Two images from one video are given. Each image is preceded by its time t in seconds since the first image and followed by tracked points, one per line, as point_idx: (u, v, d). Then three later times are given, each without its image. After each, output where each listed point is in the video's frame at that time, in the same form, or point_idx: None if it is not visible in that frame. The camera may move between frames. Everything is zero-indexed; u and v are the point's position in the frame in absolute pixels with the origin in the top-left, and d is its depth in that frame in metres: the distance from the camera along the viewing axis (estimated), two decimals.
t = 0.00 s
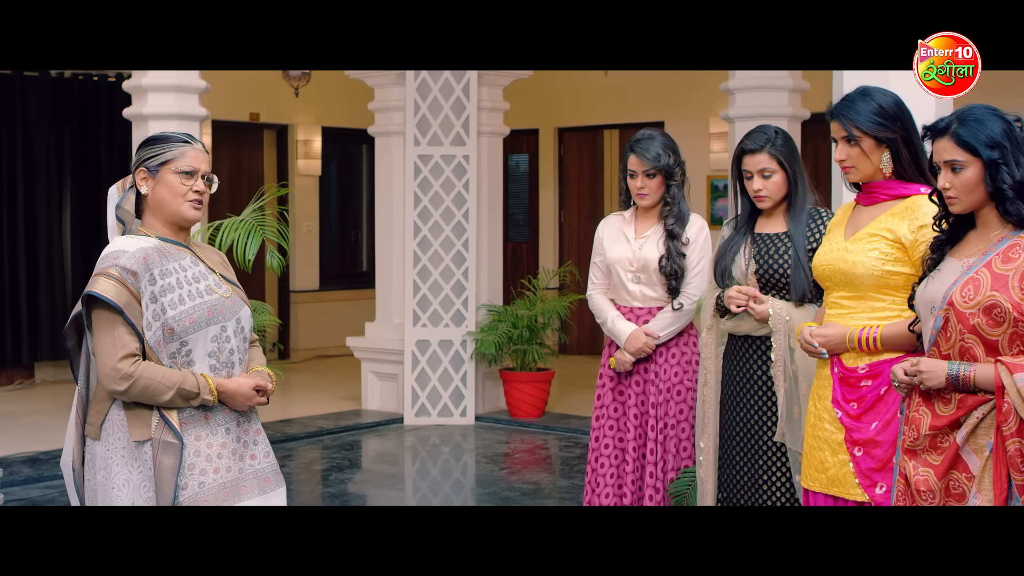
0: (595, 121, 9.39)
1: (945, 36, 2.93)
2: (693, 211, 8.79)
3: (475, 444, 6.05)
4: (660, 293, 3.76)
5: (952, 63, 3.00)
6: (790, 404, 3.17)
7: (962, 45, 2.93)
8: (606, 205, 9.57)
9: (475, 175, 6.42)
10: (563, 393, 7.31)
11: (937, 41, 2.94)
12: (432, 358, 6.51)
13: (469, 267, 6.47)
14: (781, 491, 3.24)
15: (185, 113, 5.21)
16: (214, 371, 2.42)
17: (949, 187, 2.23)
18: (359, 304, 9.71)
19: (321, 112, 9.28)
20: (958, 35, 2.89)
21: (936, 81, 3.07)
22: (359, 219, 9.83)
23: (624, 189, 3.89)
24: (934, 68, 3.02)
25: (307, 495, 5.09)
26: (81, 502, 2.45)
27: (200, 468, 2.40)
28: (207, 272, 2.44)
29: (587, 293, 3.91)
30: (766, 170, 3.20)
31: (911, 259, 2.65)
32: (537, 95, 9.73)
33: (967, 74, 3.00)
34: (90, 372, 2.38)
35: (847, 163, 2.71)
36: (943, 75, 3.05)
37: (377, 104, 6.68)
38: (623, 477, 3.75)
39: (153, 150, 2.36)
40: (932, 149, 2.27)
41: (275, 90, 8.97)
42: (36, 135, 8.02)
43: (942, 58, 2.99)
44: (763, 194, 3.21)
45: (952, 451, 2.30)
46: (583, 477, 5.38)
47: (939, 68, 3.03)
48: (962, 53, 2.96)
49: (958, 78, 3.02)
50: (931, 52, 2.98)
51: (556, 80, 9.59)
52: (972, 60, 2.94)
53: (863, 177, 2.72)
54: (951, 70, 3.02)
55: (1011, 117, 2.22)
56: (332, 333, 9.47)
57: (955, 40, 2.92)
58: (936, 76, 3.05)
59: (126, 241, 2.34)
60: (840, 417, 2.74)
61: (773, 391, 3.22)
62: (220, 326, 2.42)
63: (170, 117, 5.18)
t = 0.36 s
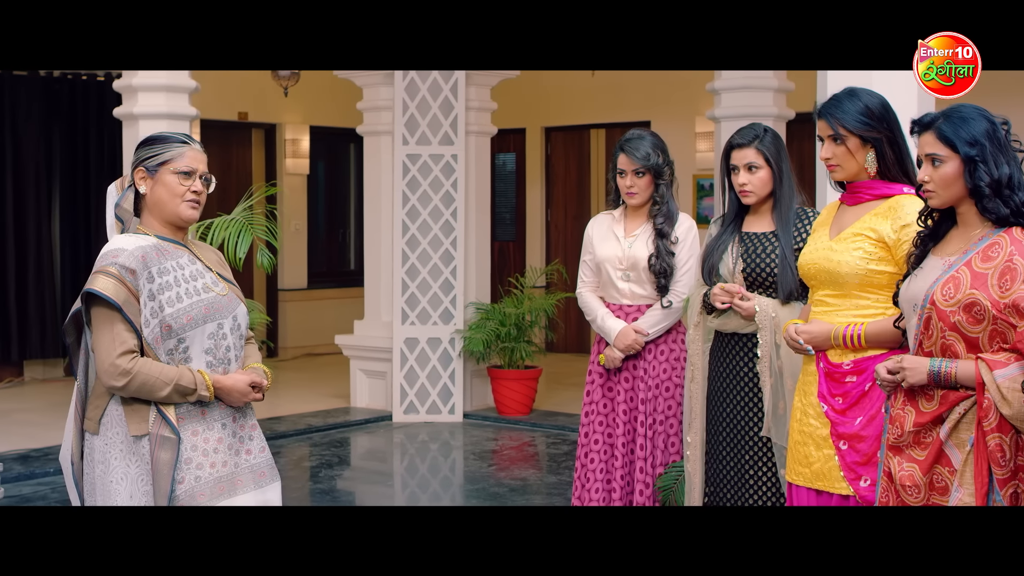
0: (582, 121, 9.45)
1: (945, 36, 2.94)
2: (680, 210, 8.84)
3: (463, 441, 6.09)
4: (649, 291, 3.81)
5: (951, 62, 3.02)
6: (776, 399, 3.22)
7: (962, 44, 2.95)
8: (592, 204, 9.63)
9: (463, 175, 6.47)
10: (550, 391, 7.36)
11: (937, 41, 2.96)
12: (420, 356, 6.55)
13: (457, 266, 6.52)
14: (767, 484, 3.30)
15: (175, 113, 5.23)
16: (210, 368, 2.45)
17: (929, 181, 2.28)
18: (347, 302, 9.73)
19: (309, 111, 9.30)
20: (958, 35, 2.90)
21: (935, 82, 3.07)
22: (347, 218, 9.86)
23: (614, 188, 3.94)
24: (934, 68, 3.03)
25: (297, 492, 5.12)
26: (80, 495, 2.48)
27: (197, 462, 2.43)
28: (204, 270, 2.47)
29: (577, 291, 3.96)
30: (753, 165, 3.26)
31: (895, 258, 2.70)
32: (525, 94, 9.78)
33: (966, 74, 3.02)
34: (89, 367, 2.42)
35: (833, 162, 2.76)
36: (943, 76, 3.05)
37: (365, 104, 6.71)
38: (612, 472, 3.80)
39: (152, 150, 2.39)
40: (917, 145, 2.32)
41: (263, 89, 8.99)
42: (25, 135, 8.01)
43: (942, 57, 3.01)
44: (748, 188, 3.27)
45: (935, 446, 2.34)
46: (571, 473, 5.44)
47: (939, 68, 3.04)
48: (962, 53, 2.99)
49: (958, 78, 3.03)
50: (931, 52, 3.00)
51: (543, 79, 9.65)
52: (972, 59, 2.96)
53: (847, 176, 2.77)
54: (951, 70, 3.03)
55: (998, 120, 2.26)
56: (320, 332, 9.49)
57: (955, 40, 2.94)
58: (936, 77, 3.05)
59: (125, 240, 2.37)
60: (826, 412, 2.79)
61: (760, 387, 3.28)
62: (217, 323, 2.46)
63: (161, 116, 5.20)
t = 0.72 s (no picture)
0: (570, 121, 9.51)
1: (945, 35, 2.90)
2: (668, 210, 8.91)
3: (454, 439, 6.14)
4: (638, 290, 3.86)
5: (952, 62, 2.95)
6: (762, 396, 3.28)
7: (963, 44, 2.91)
8: (581, 204, 9.68)
9: (453, 175, 6.51)
10: (540, 390, 7.41)
11: (937, 42, 2.92)
12: (411, 355, 6.60)
13: (447, 265, 6.57)
14: (753, 480, 3.35)
15: (168, 113, 5.26)
16: (209, 365, 2.49)
17: (913, 179, 2.35)
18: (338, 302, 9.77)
19: (300, 111, 9.33)
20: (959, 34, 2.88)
21: (935, 82, 2.97)
22: (337, 218, 9.90)
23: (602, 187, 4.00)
24: (935, 68, 2.95)
25: (289, 489, 5.17)
26: (80, 489, 2.52)
27: (196, 458, 2.48)
28: (203, 270, 2.51)
29: (566, 290, 4.01)
30: (744, 162, 3.32)
31: (880, 256, 2.77)
32: (514, 95, 9.84)
33: (966, 74, 2.95)
34: (90, 364, 2.46)
35: (819, 161, 2.82)
36: (943, 76, 2.97)
37: (356, 104, 6.75)
38: (601, 469, 3.85)
39: (152, 151, 2.43)
40: (903, 143, 2.38)
41: (253, 89, 9.02)
42: (16, 135, 8.01)
43: (942, 57, 2.94)
44: (738, 185, 3.32)
45: (918, 441, 2.40)
46: (560, 470, 5.49)
47: (938, 68, 2.96)
48: (962, 53, 2.94)
49: (958, 78, 2.96)
50: (930, 52, 2.94)
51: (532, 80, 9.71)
52: (973, 60, 2.92)
53: (833, 175, 2.83)
54: (951, 70, 2.96)
55: (983, 122, 2.32)
56: (311, 331, 9.52)
57: (955, 40, 2.92)
58: (935, 77, 2.97)
59: (126, 239, 2.41)
60: (815, 408, 2.85)
61: (747, 383, 3.34)
62: (216, 321, 2.50)
63: (153, 116, 5.24)
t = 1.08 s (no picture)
0: (558, 123, 9.57)
1: (945, 36, 2.91)
2: (655, 212, 8.97)
3: (442, 439, 6.18)
4: (624, 291, 3.92)
5: (951, 62, 2.99)
6: (747, 394, 3.34)
7: (962, 44, 2.94)
8: (568, 205, 9.74)
9: (442, 177, 6.56)
10: (529, 390, 7.46)
11: (937, 42, 2.92)
12: (400, 356, 6.64)
13: (436, 266, 6.62)
14: (738, 478, 3.42)
15: (159, 115, 5.30)
16: (207, 364, 2.54)
17: (896, 181, 2.41)
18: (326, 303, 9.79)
19: (289, 113, 9.37)
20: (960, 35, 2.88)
21: (935, 82, 3.00)
22: (326, 220, 9.93)
23: (588, 189, 4.05)
24: (935, 68, 2.98)
25: (279, 489, 5.21)
26: (79, 486, 2.56)
27: (194, 455, 2.53)
28: (201, 271, 2.56)
29: (553, 291, 4.07)
30: (732, 165, 3.38)
31: (862, 256, 2.83)
32: (502, 97, 9.90)
33: (966, 73, 2.99)
34: (90, 363, 2.50)
35: (804, 162, 2.89)
36: (942, 76, 3.00)
37: (346, 106, 6.79)
38: (588, 466, 3.91)
39: (151, 154, 2.47)
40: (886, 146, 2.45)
41: (243, 91, 9.05)
42: (6, 136, 8.02)
43: (943, 57, 2.97)
44: (727, 187, 3.39)
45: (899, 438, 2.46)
46: (548, 470, 5.54)
47: (938, 68, 2.99)
48: (962, 53, 2.97)
49: (958, 78, 3.00)
50: (931, 52, 2.95)
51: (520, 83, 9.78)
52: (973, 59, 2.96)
53: (817, 177, 2.90)
54: (950, 70, 3.00)
55: (965, 126, 2.39)
56: (300, 332, 9.55)
57: (955, 40, 2.92)
58: (935, 77, 3.00)
59: (126, 240, 2.45)
60: (800, 405, 2.92)
61: (732, 381, 3.40)
62: (213, 321, 2.55)
63: (145, 118, 5.27)
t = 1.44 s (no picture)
0: (543, 126, 9.64)
1: (945, 36, 2.90)
2: (640, 214, 9.06)
3: (429, 439, 6.24)
4: (608, 292, 3.98)
5: (951, 62, 2.99)
6: (732, 392, 3.39)
7: (963, 43, 2.94)
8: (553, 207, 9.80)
9: (429, 179, 6.62)
10: (515, 391, 7.52)
11: (937, 41, 2.91)
12: (387, 357, 6.69)
13: (423, 268, 6.67)
14: (722, 474, 3.48)
15: (148, 118, 5.33)
16: (202, 363, 2.58)
17: (874, 184, 2.48)
18: (312, 305, 9.81)
19: (275, 115, 9.40)
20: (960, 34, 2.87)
21: (935, 82, 3.00)
22: (312, 222, 9.97)
23: (572, 192, 4.11)
24: (935, 67, 2.97)
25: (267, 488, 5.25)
26: (76, 483, 2.60)
27: (189, 452, 2.57)
28: (196, 272, 2.60)
29: (538, 292, 4.12)
30: (717, 169, 3.45)
31: (843, 257, 2.90)
32: (488, 100, 9.96)
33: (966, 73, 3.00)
34: (87, 362, 2.54)
35: (787, 164, 2.95)
36: (943, 75, 3.00)
37: (333, 109, 6.84)
38: (573, 465, 3.95)
39: (147, 157, 2.52)
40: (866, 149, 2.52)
41: (229, 93, 9.08)
42: None
43: (943, 57, 2.97)
44: (712, 191, 3.45)
45: (875, 436, 2.52)
46: (535, 469, 5.60)
47: (939, 68, 2.99)
48: (962, 53, 2.98)
49: (958, 78, 3.00)
50: (932, 52, 2.94)
51: (506, 85, 9.85)
52: (973, 59, 2.98)
53: (799, 178, 2.96)
54: (950, 70, 3.00)
55: (942, 131, 2.46)
56: (287, 334, 9.57)
57: (956, 39, 2.91)
58: (935, 76, 2.99)
59: (123, 242, 2.50)
60: (782, 404, 2.98)
61: (717, 380, 3.46)
62: (209, 322, 2.59)
63: (134, 121, 5.30)
